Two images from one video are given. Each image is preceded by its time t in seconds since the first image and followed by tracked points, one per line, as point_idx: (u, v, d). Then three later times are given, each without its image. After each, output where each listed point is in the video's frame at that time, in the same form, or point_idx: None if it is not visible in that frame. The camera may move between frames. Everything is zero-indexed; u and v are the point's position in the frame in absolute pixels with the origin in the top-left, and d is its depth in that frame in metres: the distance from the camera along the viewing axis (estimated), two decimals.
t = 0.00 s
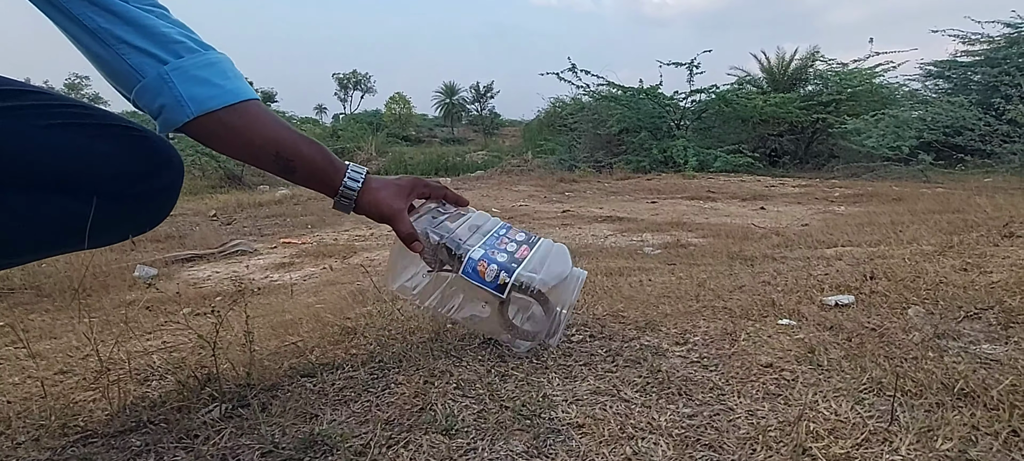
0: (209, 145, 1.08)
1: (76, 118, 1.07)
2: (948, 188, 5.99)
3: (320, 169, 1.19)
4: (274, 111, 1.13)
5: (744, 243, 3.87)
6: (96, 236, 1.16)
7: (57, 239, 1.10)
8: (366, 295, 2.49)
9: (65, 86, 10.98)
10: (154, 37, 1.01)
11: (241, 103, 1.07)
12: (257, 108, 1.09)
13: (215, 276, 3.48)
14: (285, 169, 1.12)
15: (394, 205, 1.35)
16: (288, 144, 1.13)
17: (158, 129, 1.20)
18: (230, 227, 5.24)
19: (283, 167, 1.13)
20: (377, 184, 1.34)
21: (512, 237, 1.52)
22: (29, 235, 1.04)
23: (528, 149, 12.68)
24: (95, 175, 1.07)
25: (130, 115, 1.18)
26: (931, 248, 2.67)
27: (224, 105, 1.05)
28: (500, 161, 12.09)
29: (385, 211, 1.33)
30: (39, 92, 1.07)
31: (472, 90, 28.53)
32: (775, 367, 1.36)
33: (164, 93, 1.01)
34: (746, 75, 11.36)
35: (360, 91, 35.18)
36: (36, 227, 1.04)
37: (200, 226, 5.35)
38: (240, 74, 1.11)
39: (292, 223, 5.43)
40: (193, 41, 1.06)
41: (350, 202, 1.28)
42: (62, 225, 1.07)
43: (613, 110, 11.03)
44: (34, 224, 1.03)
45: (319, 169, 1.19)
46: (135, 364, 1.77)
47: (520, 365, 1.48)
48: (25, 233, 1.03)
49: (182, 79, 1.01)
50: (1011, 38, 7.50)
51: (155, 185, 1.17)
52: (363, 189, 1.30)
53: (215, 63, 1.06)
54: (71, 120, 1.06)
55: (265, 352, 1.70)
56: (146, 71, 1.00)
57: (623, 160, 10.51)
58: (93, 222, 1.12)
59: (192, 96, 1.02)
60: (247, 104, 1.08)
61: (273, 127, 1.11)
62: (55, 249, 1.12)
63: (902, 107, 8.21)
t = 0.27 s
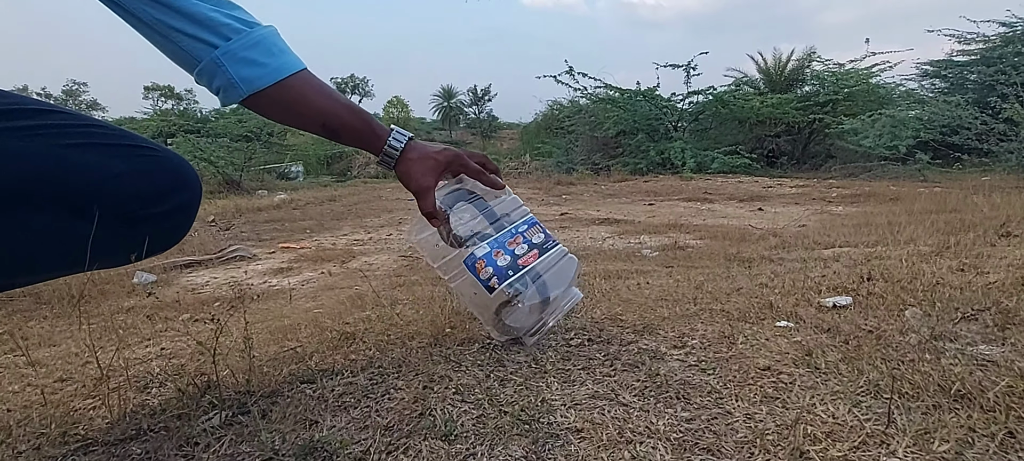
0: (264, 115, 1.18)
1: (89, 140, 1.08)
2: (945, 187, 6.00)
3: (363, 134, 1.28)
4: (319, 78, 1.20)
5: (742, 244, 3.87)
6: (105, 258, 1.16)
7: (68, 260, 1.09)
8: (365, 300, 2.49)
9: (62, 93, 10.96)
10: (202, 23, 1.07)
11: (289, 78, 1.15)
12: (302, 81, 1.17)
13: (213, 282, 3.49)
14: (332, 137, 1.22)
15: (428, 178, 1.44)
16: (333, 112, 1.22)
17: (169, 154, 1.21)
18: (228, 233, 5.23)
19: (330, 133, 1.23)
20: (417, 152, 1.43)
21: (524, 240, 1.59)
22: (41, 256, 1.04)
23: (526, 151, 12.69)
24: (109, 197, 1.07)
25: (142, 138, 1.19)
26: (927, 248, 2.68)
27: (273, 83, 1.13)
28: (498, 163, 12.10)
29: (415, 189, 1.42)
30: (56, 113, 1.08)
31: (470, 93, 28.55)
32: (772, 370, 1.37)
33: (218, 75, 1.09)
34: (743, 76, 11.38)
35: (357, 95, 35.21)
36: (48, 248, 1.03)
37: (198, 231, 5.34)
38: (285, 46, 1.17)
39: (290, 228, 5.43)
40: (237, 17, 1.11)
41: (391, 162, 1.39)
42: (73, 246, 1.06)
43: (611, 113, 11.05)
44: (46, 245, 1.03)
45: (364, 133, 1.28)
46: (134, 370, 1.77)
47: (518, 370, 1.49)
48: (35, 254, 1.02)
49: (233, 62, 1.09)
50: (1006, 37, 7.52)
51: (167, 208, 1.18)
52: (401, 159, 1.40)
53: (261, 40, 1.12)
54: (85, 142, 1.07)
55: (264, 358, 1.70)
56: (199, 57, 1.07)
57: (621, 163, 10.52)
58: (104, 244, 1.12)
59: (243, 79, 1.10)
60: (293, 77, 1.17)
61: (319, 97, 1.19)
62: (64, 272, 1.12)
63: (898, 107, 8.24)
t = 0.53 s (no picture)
0: (282, 96, 1.22)
1: (86, 149, 1.08)
2: (942, 188, 6.01)
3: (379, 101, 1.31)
4: (329, 53, 1.23)
5: (739, 246, 3.88)
6: (105, 268, 1.15)
7: (64, 271, 1.08)
8: (362, 305, 2.49)
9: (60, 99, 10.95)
10: (208, 13, 1.10)
11: (298, 57, 1.18)
12: (312, 59, 1.20)
13: (210, 288, 3.48)
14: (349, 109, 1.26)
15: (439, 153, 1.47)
16: (347, 84, 1.25)
17: (168, 164, 1.20)
18: (225, 238, 5.23)
19: (347, 105, 1.27)
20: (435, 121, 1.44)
21: (525, 235, 1.53)
22: (34, 265, 1.03)
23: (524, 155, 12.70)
24: (105, 207, 1.07)
25: (142, 147, 1.18)
26: (922, 249, 2.68)
27: (283, 64, 1.16)
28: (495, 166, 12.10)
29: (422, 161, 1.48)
30: (55, 124, 1.08)
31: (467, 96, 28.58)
32: (766, 373, 1.37)
33: (231, 63, 1.13)
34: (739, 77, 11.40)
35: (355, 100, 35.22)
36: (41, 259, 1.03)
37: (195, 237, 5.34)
38: (292, 24, 1.20)
39: (287, 232, 5.42)
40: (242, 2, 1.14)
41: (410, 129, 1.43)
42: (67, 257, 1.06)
43: (608, 115, 11.06)
44: (40, 255, 1.02)
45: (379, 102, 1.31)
46: (130, 377, 1.77)
47: (513, 374, 1.49)
48: (31, 263, 1.02)
49: (243, 49, 1.12)
50: (1002, 37, 7.54)
51: (166, 218, 1.17)
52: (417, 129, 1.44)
53: (267, 23, 1.15)
54: (82, 152, 1.06)
55: (259, 364, 1.70)
56: (212, 47, 1.11)
57: (618, 165, 10.54)
58: (102, 254, 1.11)
59: (254, 63, 1.13)
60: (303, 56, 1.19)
61: (331, 74, 1.22)
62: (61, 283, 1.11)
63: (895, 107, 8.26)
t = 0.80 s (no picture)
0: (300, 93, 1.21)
1: (85, 159, 1.09)
2: (939, 189, 6.03)
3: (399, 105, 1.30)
4: (347, 49, 1.21)
5: (737, 248, 3.89)
6: (104, 277, 1.16)
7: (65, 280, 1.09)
8: (360, 309, 2.49)
9: (58, 103, 10.95)
10: (223, 6, 1.08)
11: (314, 53, 1.16)
12: (329, 54, 1.18)
13: (209, 292, 3.48)
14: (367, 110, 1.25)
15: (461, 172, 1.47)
16: (366, 84, 1.23)
17: (166, 173, 1.21)
18: (224, 242, 5.23)
19: (365, 106, 1.26)
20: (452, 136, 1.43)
21: (536, 276, 1.60)
22: (33, 276, 1.04)
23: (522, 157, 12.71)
24: (104, 217, 1.08)
25: (140, 156, 1.19)
26: (919, 250, 2.69)
27: (299, 59, 1.14)
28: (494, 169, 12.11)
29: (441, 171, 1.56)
30: (54, 133, 1.09)
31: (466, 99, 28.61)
32: (762, 375, 1.38)
33: (246, 58, 1.11)
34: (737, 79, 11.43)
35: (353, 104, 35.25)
36: (42, 269, 1.04)
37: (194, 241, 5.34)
38: (311, 18, 1.18)
39: (286, 236, 5.42)
40: None
41: (430, 135, 1.42)
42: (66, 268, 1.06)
43: (606, 118, 11.08)
44: (41, 265, 1.03)
45: (399, 104, 1.30)
46: (129, 383, 1.77)
47: (510, 378, 1.49)
48: (30, 273, 1.03)
49: (258, 43, 1.10)
50: (997, 39, 7.56)
51: (165, 226, 1.18)
52: (437, 138, 1.42)
53: (285, 16, 1.13)
54: (82, 161, 1.07)
55: (257, 369, 1.70)
56: (226, 42, 1.10)
57: (616, 168, 10.55)
58: (101, 264, 1.12)
59: (269, 58, 1.11)
60: (321, 50, 1.17)
61: (349, 71, 1.20)
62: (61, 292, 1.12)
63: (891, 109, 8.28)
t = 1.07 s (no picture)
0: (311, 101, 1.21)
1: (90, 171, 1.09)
2: (935, 191, 6.05)
3: (410, 107, 1.30)
4: (359, 56, 1.21)
5: (734, 251, 3.90)
6: (104, 291, 1.16)
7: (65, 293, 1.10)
8: (357, 313, 2.49)
9: (55, 108, 10.94)
10: (237, 14, 1.08)
11: (328, 60, 1.16)
12: (343, 61, 1.18)
13: (207, 297, 3.48)
14: (382, 116, 1.26)
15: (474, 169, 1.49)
16: (380, 90, 1.24)
17: (172, 186, 1.21)
18: (222, 246, 5.23)
19: (380, 113, 1.26)
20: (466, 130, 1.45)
21: (545, 281, 1.59)
22: (33, 290, 1.04)
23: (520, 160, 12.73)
24: (104, 231, 1.08)
25: (146, 168, 1.20)
26: (915, 252, 2.70)
27: (314, 67, 1.14)
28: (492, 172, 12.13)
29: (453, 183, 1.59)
30: (61, 144, 1.09)
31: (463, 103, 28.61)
32: (757, 377, 1.39)
33: (260, 67, 1.11)
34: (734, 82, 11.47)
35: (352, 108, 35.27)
36: (41, 282, 1.04)
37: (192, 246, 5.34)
38: (320, 26, 1.18)
39: (285, 240, 5.43)
40: (269, 3, 1.12)
41: (438, 138, 1.42)
42: (65, 281, 1.07)
43: (604, 121, 11.09)
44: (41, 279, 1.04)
45: (411, 106, 1.30)
46: (127, 388, 1.78)
47: (508, 381, 1.50)
48: (30, 285, 1.03)
49: (273, 52, 1.10)
50: (992, 41, 7.60)
51: (166, 241, 1.18)
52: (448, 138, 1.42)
53: (297, 24, 1.13)
54: (86, 175, 1.08)
55: (255, 373, 1.71)
56: (239, 52, 1.09)
57: (614, 171, 10.57)
58: (101, 277, 1.12)
59: (283, 67, 1.12)
60: (333, 58, 1.18)
61: (364, 77, 1.21)
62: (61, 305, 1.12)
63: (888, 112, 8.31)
